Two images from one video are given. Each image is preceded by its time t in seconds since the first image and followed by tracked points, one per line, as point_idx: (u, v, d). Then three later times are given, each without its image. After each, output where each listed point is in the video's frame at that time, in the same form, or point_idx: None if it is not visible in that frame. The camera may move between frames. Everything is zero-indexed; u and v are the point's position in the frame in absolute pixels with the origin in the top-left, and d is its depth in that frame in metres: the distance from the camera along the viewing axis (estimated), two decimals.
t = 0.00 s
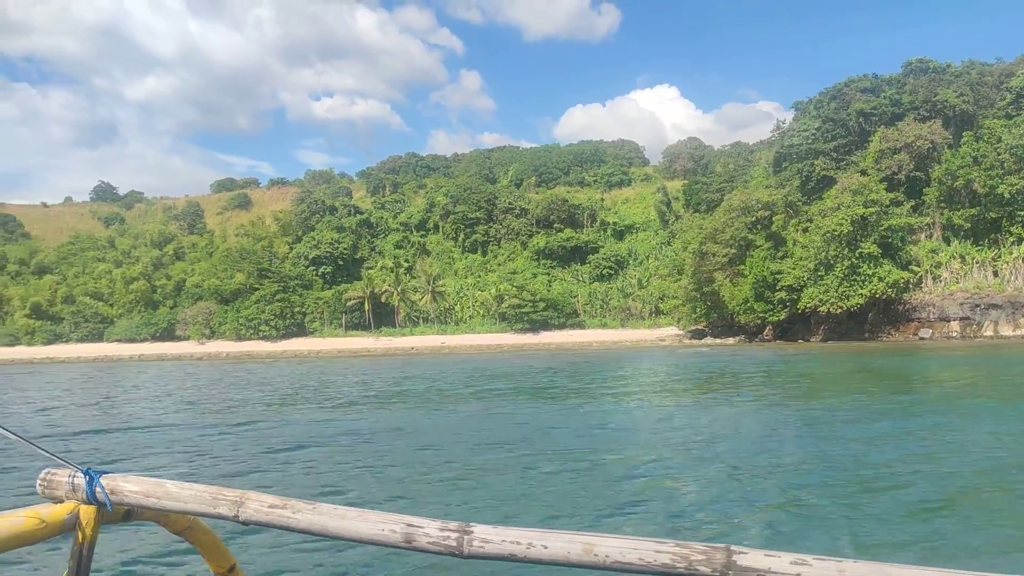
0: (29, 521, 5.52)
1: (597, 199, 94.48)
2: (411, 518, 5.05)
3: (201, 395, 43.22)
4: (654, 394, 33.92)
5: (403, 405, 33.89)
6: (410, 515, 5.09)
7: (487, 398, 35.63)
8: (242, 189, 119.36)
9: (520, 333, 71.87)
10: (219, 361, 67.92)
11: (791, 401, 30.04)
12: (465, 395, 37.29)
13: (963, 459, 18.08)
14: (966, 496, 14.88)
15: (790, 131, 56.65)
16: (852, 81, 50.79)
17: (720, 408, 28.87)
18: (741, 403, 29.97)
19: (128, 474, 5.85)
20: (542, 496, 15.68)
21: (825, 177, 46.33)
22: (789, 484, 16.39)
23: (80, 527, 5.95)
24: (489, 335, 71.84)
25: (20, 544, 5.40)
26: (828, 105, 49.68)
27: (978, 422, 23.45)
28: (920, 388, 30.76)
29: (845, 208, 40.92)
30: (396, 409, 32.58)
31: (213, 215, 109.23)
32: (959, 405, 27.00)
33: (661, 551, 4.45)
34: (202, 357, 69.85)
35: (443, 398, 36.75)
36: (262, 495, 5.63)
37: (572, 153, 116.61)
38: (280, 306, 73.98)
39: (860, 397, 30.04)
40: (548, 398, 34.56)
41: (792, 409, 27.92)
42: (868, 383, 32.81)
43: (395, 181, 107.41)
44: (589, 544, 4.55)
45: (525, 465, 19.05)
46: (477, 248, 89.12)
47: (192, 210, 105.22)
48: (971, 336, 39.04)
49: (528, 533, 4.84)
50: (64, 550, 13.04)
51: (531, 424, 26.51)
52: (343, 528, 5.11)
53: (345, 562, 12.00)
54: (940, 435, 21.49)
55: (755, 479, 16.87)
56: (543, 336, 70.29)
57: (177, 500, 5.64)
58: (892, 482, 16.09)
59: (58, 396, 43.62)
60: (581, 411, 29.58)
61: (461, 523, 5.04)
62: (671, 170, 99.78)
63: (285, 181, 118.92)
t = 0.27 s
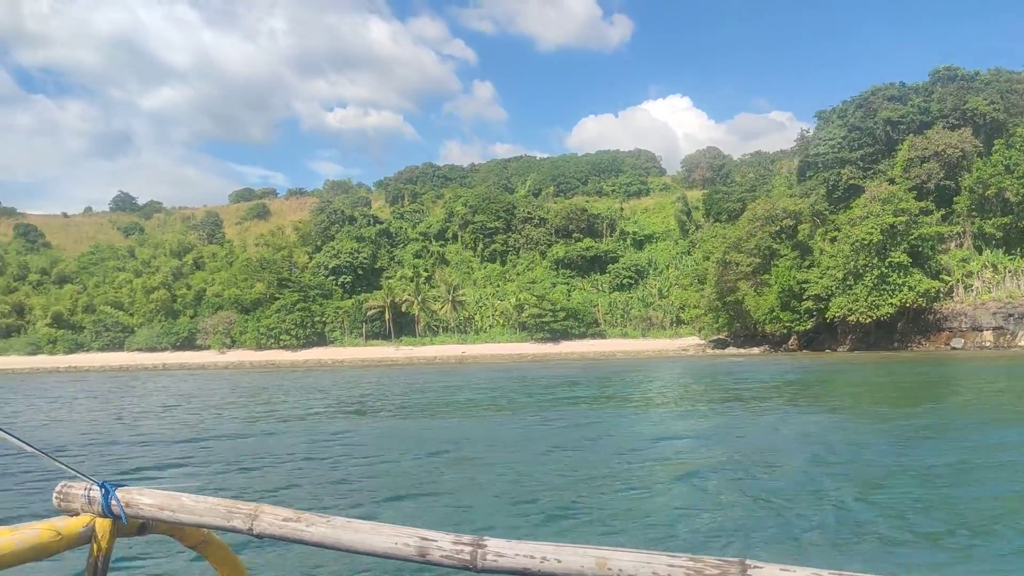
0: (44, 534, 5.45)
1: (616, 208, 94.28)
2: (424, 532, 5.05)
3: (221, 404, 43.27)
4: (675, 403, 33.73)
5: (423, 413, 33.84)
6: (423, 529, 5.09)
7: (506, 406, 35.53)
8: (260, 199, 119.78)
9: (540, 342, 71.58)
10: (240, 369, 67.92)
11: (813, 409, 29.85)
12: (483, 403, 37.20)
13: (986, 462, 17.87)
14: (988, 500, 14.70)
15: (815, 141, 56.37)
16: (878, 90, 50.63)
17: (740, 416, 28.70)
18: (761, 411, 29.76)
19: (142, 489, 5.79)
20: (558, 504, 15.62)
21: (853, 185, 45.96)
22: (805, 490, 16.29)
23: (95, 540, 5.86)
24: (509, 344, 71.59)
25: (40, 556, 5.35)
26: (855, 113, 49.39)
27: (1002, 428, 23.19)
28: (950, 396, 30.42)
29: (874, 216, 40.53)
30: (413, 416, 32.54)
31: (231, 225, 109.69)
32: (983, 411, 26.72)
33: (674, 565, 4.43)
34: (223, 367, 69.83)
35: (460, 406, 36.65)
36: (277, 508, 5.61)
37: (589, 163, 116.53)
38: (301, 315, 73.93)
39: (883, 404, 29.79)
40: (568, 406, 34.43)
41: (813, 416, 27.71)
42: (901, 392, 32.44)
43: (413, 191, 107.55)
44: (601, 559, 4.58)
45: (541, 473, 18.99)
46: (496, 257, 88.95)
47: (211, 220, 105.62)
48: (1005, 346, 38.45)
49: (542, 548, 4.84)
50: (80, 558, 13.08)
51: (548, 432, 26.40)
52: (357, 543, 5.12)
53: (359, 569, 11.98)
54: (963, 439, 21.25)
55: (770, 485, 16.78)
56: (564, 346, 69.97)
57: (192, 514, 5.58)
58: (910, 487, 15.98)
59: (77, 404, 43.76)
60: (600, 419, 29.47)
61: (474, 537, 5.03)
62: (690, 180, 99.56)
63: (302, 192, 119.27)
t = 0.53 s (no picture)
0: (55, 539, 5.55)
1: (634, 214, 94.06)
2: (433, 538, 5.08)
3: (242, 408, 43.39)
4: (696, 409, 33.63)
5: (442, 417, 33.85)
6: (433, 535, 5.11)
7: (526, 412, 35.51)
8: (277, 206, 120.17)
9: (560, 348, 71.32)
10: (261, 376, 67.89)
11: (834, 416, 29.72)
12: (502, 408, 37.19)
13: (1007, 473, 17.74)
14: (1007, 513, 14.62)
15: (841, 146, 56.04)
16: (906, 94, 50.36)
17: (760, 422, 28.60)
18: (781, 418, 29.65)
19: (155, 495, 5.92)
20: (572, 510, 15.64)
21: (880, 190, 45.65)
22: (820, 498, 16.24)
23: (107, 545, 6.00)
24: (528, 351, 71.41)
25: (51, 560, 5.42)
26: (881, 117, 49.05)
27: None
28: (979, 404, 30.14)
29: (903, 222, 40.19)
30: (431, 421, 32.53)
31: (249, 232, 110.16)
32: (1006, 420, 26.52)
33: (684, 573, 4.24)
34: (243, 373, 69.82)
35: (480, 411, 36.65)
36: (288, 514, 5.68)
37: (606, 169, 116.39)
38: (320, 321, 73.95)
39: (906, 412, 29.60)
40: (587, 411, 34.40)
41: (832, 423, 27.60)
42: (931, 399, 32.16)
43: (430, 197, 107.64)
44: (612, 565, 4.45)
45: (556, 479, 18.98)
46: (514, 263, 88.77)
47: (229, 226, 105.99)
48: None
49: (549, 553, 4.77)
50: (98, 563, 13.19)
51: (565, 437, 26.37)
52: (366, 548, 5.19)
53: None
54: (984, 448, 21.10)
55: (786, 494, 16.74)
56: (584, 352, 69.68)
57: (202, 518, 5.69)
58: (928, 498, 15.91)
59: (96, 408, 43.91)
60: (619, 424, 29.45)
61: (483, 544, 5.06)
62: (708, 186, 99.27)
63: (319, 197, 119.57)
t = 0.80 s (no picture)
0: (68, 542, 5.59)
1: (653, 216, 93.73)
2: (441, 544, 4.97)
3: (264, 410, 43.45)
4: (719, 411, 33.44)
5: (463, 418, 33.80)
6: (441, 540, 5.00)
7: (546, 413, 35.41)
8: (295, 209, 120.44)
9: (581, 350, 71.09)
10: (281, 378, 67.96)
11: (857, 417, 29.49)
12: (524, 410, 37.08)
13: None
14: None
15: (866, 146, 55.65)
16: (933, 94, 50.03)
17: (782, 423, 28.41)
18: (804, 419, 29.45)
19: (165, 500, 6.00)
20: (587, 511, 15.57)
21: (909, 189, 45.26)
22: (835, 498, 16.05)
23: (118, 549, 6.00)
24: (548, 352, 71.18)
25: (63, 563, 5.44)
26: (907, 117, 48.69)
27: None
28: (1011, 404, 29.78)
29: (934, 222, 39.79)
30: (449, 423, 32.44)
31: (266, 235, 110.49)
32: None
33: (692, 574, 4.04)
34: (264, 375, 69.91)
35: (500, 412, 36.55)
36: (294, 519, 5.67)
37: (623, 170, 116.10)
38: (340, 323, 74.00)
39: (931, 413, 29.33)
40: (608, 413, 34.27)
41: (855, 424, 27.37)
42: (964, 400, 31.78)
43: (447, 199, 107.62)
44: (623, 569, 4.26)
45: (573, 480, 18.91)
46: (533, 265, 88.55)
47: (247, 229, 106.30)
48: None
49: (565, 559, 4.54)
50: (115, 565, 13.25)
51: (583, 438, 26.23)
52: (374, 553, 5.12)
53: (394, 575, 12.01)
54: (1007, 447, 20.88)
55: (807, 493, 16.61)
56: (604, 354, 69.39)
57: (211, 524, 5.73)
58: (952, 497, 15.74)
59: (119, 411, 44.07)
60: (640, 426, 29.33)
61: (494, 550, 4.87)
62: (727, 187, 98.82)
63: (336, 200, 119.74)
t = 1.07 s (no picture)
0: (84, 542, 5.21)
1: (673, 212, 93.31)
2: (457, 542, 4.88)
3: (284, 408, 43.34)
4: (744, 408, 33.12)
5: (484, 416, 33.62)
6: (456, 538, 4.90)
7: (569, 410, 35.21)
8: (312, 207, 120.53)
9: (603, 348, 70.80)
10: (303, 376, 67.94)
11: (883, 414, 29.17)
12: (546, 406, 36.87)
13: None
14: None
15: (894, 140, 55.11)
16: (962, 88, 49.54)
17: (805, 420, 28.14)
18: (828, 416, 29.14)
19: (180, 497, 5.68)
20: (614, 510, 15.38)
21: (938, 183, 44.75)
22: (858, 497, 15.87)
23: (134, 548, 5.63)
24: (570, 350, 70.95)
25: (80, 564, 5.06)
26: (937, 110, 48.15)
27: None
28: None
29: (967, 216, 39.31)
30: (469, 420, 32.30)
31: (284, 233, 110.59)
32: None
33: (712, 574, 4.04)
34: (286, 374, 69.90)
35: (521, 409, 36.35)
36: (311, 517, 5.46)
37: (640, 167, 115.68)
38: (361, 321, 73.99)
39: (960, 409, 28.97)
40: (630, 410, 34.01)
41: (880, 421, 27.06)
42: (999, 397, 31.39)
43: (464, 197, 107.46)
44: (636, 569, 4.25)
45: (597, 478, 18.72)
46: (552, 263, 88.24)
47: (265, 228, 106.45)
48: None
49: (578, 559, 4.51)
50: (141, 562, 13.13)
51: (607, 435, 26.01)
52: (392, 552, 4.98)
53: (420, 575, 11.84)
54: None
55: (834, 492, 16.37)
56: (627, 352, 69.03)
57: (227, 522, 5.44)
58: (983, 496, 15.48)
59: (139, 408, 44.04)
60: (662, 422, 29.11)
61: (509, 547, 4.82)
62: (746, 184, 98.29)
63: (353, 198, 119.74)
